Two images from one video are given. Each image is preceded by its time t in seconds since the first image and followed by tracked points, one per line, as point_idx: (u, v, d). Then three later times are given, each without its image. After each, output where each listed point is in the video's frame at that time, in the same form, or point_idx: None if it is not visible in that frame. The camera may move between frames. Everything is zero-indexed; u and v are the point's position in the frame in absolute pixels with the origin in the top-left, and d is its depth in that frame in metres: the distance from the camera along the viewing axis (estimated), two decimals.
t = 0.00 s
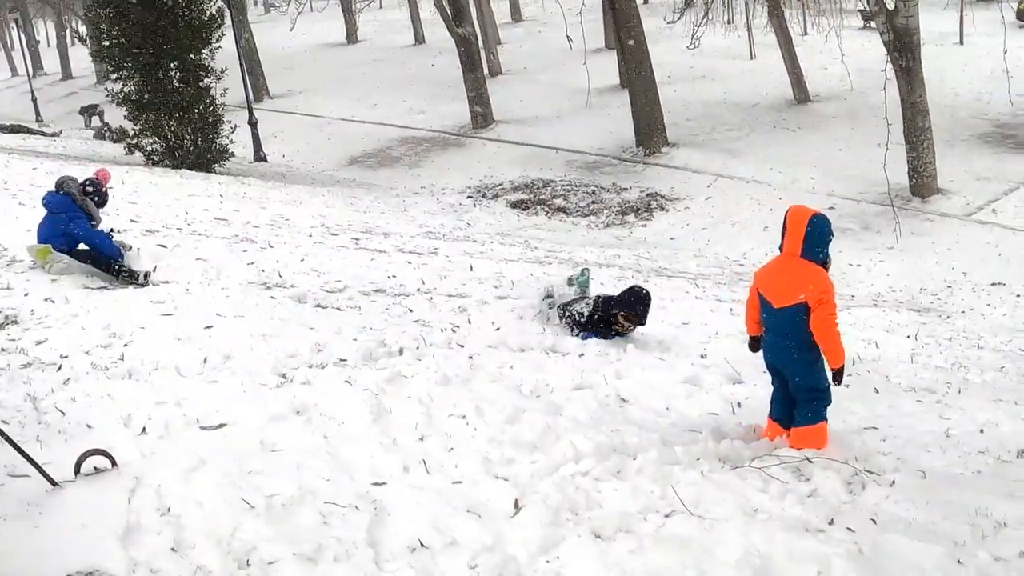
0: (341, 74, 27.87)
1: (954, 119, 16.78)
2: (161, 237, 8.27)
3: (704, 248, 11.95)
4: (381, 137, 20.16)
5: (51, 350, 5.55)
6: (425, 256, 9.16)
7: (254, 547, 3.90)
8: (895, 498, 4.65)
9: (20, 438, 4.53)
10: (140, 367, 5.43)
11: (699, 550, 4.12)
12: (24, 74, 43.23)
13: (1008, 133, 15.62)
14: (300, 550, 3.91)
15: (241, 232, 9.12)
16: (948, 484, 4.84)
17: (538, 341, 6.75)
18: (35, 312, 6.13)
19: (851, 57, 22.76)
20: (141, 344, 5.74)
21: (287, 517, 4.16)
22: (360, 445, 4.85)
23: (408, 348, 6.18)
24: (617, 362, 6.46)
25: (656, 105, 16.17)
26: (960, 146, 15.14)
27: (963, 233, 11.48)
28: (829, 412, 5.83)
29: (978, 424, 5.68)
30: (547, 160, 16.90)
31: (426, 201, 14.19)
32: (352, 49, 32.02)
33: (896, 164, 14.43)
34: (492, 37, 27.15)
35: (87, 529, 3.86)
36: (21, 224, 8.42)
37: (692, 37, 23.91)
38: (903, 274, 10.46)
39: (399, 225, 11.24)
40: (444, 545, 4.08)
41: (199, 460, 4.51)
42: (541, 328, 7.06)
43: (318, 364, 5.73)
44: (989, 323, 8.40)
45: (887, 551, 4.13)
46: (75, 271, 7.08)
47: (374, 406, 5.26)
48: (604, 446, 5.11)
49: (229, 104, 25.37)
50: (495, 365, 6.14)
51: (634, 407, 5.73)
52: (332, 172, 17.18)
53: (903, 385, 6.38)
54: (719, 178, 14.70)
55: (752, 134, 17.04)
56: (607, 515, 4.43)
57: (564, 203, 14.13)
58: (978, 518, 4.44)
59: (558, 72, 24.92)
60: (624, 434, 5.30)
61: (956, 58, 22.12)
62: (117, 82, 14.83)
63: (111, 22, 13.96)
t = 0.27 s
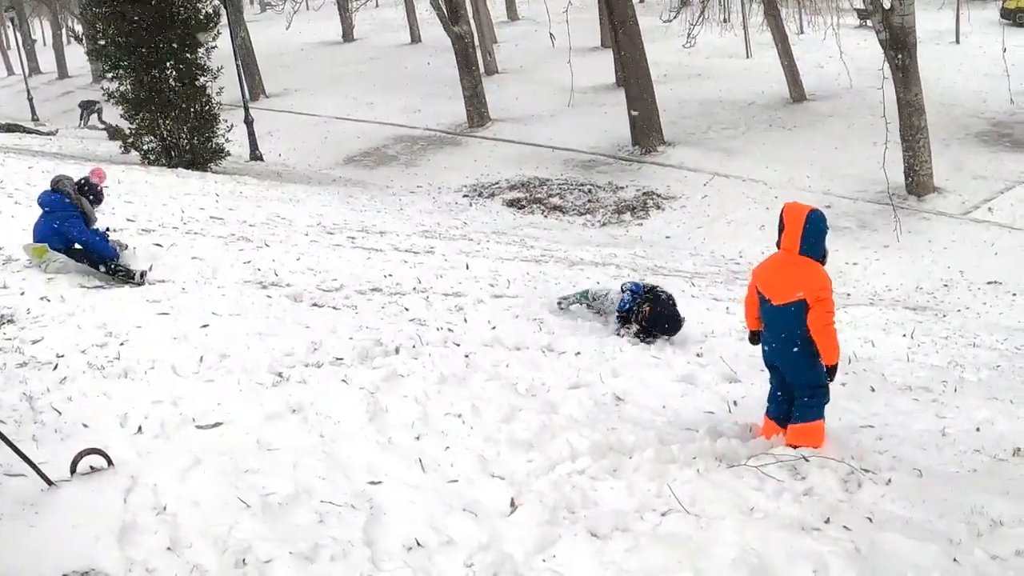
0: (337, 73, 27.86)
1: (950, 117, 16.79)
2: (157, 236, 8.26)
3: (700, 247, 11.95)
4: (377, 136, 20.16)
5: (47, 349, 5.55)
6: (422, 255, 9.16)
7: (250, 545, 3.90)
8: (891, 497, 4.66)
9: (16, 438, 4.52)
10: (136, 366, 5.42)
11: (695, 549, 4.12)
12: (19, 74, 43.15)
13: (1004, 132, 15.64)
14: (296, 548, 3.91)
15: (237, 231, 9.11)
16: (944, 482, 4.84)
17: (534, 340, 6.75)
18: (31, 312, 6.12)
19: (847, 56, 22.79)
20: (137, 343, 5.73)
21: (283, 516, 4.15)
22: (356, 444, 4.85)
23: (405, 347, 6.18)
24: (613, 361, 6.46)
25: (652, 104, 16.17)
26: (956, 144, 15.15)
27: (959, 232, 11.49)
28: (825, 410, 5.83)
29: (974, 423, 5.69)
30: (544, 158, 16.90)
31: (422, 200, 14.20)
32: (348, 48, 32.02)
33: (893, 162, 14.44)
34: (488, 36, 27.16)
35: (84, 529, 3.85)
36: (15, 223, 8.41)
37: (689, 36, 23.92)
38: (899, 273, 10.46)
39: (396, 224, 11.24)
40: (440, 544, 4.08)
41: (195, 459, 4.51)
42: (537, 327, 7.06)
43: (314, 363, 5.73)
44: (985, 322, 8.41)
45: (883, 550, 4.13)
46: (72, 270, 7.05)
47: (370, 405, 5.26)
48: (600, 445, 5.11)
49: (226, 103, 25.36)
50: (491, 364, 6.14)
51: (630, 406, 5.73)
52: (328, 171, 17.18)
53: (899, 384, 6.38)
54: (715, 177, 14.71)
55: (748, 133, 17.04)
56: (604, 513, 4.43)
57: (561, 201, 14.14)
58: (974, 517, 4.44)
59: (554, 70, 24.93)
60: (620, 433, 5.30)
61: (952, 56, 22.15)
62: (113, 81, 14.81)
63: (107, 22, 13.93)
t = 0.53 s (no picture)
0: (330, 71, 27.84)
1: (942, 116, 16.82)
2: (149, 235, 8.24)
3: (692, 245, 11.95)
4: (369, 134, 20.15)
5: (39, 348, 5.53)
6: (414, 253, 9.16)
7: (242, 544, 3.89)
8: (883, 495, 4.66)
9: (7, 437, 4.51)
10: (129, 365, 5.41)
11: (688, 547, 4.12)
12: (10, 72, 43.02)
13: (996, 130, 15.68)
14: (288, 547, 3.91)
15: (229, 229, 9.10)
16: (936, 480, 4.84)
17: (526, 338, 6.75)
18: (23, 310, 6.11)
19: (839, 55, 22.84)
20: (129, 341, 5.72)
21: (275, 514, 4.15)
22: (349, 443, 4.84)
23: (397, 345, 6.18)
24: (605, 359, 6.46)
25: (644, 102, 16.18)
26: (949, 143, 15.17)
27: (951, 230, 11.51)
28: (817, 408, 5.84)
29: (966, 421, 5.70)
30: (536, 157, 16.89)
31: (414, 198, 14.19)
32: (341, 46, 32.01)
33: (886, 161, 14.45)
34: (481, 34, 27.16)
35: (76, 528, 3.84)
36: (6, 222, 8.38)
37: (681, 35, 23.95)
38: (891, 271, 10.47)
39: (388, 222, 11.23)
40: (432, 542, 4.07)
41: (187, 457, 4.50)
42: (529, 325, 7.06)
43: (307, 362, 5.73)
44: (977, 320, 8.42)
45: (875, 547, 4.14)
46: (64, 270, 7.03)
47: (362, 404, 5.25)
48: (592, 443, 5.11)
49: (219, 102, 25.34)
50: (484, 362, 6.14)
51: (623, 404, 5.73)
52: (320, 169, 17.17)
53: (891, 381, 6.39)
54: (707, 175, 14.72)
55: (741, 131, 17.06)
56: (596, 511, 4.44)
57: (553, 200, 14.15)
58: (966, 514, 4.44)
59: (547, 68, 24.94)
60: (612, 431, 5.30)
61: (944, 55, 22.20)
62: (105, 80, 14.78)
63: (99, 20, 13.90)
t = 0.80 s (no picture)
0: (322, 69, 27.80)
1: (933, 113, 16.85)
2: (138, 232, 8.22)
3: (683, 243, 11.94)
4: (359, 131, 20.12)
5: (30, 347, 5.52)
6: (404, 251, 9.15)
7: (233, 542, 3.89)
8: (874, 492, 4.67)
9: None
10: (120, 363, 5.41)
11: (678, 544, 4.12)
12: None
13: (987, 127, 15.71)
14: (278, 545, 3.91)
15: (220, 227, 9.08)
16: (927, 477, 4.85)
17: (517, 335, 6.75)
18: (14, 309, 6.09)
19: (829, 52, 22.86)
20: (120, 339, 5.71)
21: (266, 512, 4.14)
22: (340, 441, 4.84)
23: (388, 343, 6.18)
24: (595, 356, 6.47)
25: (634, 100, 16.18)
26: (940, 140, 15.19)
27: (942, 227, 11.53)
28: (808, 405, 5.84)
29: (957, 417, 5.71)
30: (527, 154, 16.88)
31: (405, 196, 14.17)
32: (332, 44, 31.98)
33: (877, 158, 14.48)
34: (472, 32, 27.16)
35: (66, 526, 3.84)
36: None
37: (673, 33, 23.97)
38: (882, 268, 10.48)
39: (378, 219, 11.22)
40: (423, 540, 4.07)
41: (178, 455, 4.50)
42: (520, 322, 7.06)
43: (298, 359, 5.72)
44: (967, 317, 8.43)
45: (866, 544, 4.14)
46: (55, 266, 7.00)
47: (353, 401, 5.25)
48: (583, 441, 5.11)
49: (210, 100, 25.28)
50: (475, 360, 6.14)
51: (613, 401, 5.73)
52: (310, 167, 17.15)
53: (882, 379, 6.40)
54: (698, 172, 14.73)
55: (732, 129, 17.07)
56: (587, 509, 4.44)
57: (544, 197, 14.15)
58: (957, 511, 4.45)
59: (538, 66, 24.93)
60: (603, 428, 5.30)
61: (934, 52, 22.24)
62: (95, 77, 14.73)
63: (89, 17, 13.85)
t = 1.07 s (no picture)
0: (314, 66, 27.76)
1: (925, 110, 16.87)
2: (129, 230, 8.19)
3: (674, 240, 11.94)
4: (348, 129, 20.08)
5: (22, 345, 5.50)
6: (396, 248, 9.15)
7: (225, 540, 3.89)
8: (866, 489, 4.67)
9: None
10: (112, 361, 5.39)
11: (670, 542, 4.12)
12: None
13: (979, 125, 15.73)
14: (270, 543, 3.90)
15: (212, 225, 9.06)
16: (919, 474, 4.86)
17: (509, 333, 6.74)
18: (5, 307, 6.07)
19: (821, 50, 22.89)
20: (113, 337, 5.70)
21: (258, 510, 4.14)
22: (332, 438, 4.83)
23: (380, 340, 6.17)
24: (587, 353, 6.47)
25: (625, 97, 16.18)
26: (931, 137, 15.22)
27: (934, 224, 11.55)
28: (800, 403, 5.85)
29: (949, 415, 5.72)
30: (518, 152, 16.87)
31: (397, 193, 14.15)
32: (324, 41, 31.94)
33: (870, 155, 14.50)
34: (463, 29, 27.16)
35: (58, 525, 3.83)
36: None
37: (665, 31, 24.00)
38: (874, 266, 10.49)
39: (370, 217, 11.21)
40: (415, 537, 4.07)
41: (171, 453, 4.49)
42: (512, 320, 7.05)
43: (290, 357, 5.72)
44: (958, 315, 8.45)
45: (857, 541, 4.15)
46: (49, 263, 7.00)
47: (345, 399, 5.25)
48: (575, 438, 5.12)
49: (201, 97, 25.22)
50: (467, 357, 6.13)
51: (605, 399, 5.73)
52: (301, 165, 17.12)
53: (874, 376, 6.41)
54: (690, 170, 14.73)
55: (724, 126, 17.08)
56: (579, 506, 4.44)
57: (535, 195, 14.15)
58: (949, 507, 4.46)
59: (530, 63, 24.92)
60: (595, 425, 5.31)
61: (925, 50, 22.28)
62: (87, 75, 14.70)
63: (81, 15, 13.82)
